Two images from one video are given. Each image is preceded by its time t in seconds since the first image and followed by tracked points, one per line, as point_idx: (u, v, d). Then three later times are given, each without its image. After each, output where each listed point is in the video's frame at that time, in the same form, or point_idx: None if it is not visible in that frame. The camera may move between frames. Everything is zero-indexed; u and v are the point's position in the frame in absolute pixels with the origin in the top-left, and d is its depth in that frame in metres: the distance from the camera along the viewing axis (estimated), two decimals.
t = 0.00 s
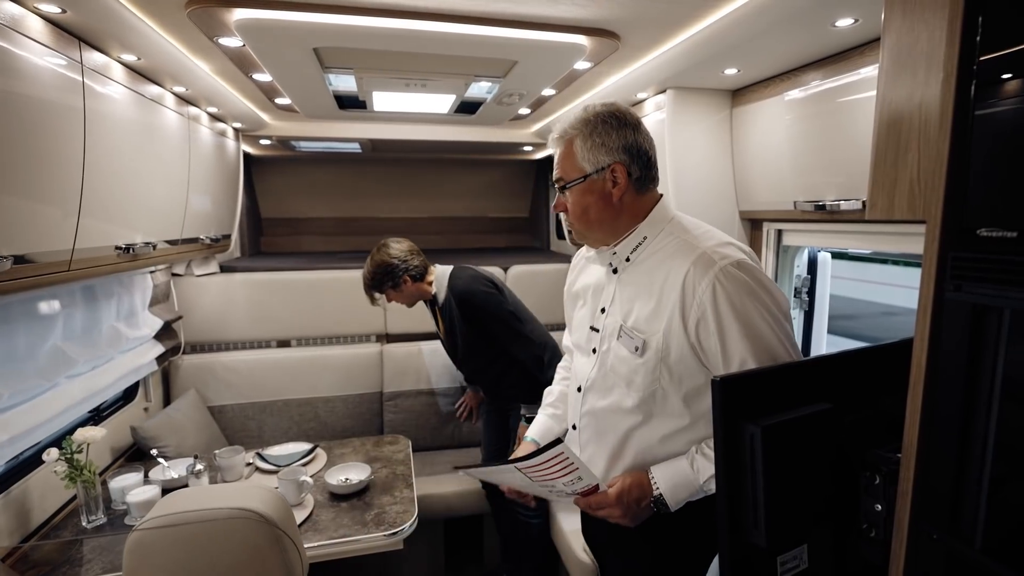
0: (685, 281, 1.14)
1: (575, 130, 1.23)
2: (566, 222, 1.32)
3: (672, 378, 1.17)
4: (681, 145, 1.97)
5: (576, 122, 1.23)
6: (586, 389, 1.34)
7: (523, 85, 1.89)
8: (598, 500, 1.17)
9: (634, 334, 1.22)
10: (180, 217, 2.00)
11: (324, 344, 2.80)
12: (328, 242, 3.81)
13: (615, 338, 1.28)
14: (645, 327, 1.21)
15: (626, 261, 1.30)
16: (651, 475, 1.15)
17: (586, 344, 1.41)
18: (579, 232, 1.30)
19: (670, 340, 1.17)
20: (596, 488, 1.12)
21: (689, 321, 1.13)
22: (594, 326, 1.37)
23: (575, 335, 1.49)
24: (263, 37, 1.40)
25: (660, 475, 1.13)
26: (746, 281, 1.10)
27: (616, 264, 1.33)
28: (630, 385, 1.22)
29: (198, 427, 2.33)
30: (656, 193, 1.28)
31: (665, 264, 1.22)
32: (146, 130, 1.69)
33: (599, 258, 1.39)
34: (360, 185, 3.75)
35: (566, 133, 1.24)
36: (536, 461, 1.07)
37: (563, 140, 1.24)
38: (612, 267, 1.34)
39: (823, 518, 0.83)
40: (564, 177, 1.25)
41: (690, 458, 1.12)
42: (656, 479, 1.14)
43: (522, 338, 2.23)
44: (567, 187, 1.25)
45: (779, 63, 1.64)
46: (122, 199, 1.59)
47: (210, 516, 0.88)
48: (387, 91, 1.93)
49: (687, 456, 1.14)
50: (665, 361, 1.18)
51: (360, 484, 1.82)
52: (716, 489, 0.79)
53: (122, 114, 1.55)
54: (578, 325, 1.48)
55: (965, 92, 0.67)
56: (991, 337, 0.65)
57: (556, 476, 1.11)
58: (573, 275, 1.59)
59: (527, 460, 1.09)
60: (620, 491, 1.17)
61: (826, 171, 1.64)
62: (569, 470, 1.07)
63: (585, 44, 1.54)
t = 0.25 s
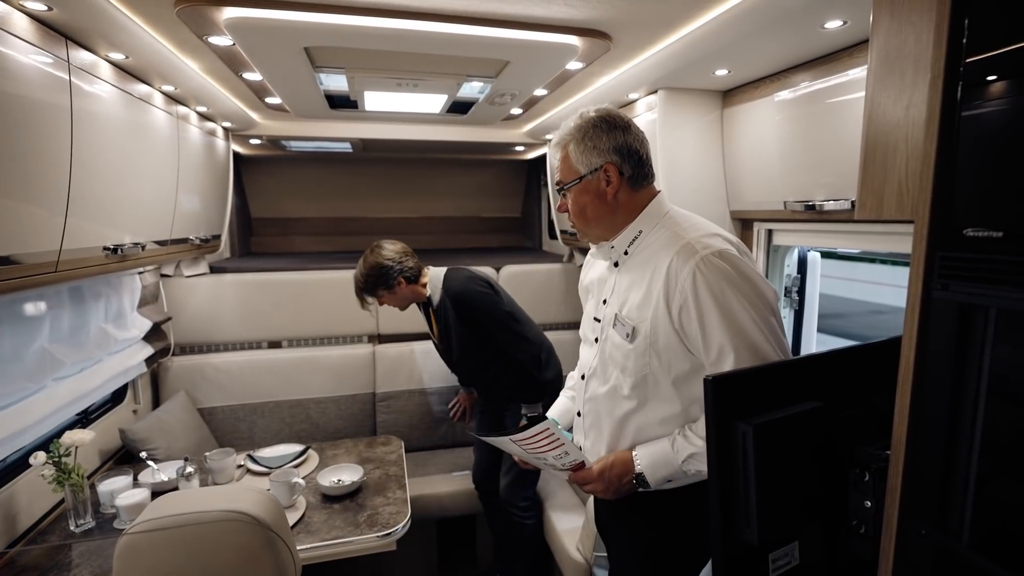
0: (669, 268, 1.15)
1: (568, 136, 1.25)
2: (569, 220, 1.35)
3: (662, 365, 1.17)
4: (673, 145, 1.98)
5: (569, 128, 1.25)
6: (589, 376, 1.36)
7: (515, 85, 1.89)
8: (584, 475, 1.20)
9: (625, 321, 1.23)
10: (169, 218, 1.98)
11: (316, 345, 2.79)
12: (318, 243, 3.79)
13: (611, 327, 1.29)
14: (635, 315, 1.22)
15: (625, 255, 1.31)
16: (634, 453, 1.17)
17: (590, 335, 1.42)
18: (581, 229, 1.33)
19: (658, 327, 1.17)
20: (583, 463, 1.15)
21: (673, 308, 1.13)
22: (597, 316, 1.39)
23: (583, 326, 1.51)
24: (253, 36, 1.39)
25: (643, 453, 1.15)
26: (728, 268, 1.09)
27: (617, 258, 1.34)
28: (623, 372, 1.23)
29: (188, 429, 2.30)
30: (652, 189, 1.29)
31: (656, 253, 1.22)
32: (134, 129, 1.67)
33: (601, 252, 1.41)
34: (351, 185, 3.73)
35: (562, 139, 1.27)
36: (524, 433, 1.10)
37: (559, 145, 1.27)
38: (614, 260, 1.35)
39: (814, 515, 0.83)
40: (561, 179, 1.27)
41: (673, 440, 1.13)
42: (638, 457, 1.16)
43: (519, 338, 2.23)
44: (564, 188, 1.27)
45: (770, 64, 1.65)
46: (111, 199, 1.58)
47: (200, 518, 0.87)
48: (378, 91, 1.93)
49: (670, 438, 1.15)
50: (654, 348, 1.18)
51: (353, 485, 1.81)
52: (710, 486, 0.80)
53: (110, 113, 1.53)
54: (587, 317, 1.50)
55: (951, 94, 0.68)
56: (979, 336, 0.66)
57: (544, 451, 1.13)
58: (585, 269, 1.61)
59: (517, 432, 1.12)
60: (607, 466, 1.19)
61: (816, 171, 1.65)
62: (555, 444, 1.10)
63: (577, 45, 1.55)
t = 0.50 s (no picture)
0: (656, 259, 1.16)
1: (567, 135, 1.28)
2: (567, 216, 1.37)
3: (650, 355, 1.18)
4: (665, 146, 1.99)
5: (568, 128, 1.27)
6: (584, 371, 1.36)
7: (508, 86, 1.90)
8: (573, 469, 1.22)
9: (614, 312, 1.23)
10: (159, 218, 1.97)
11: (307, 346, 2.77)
12: (309, 243, 3.77)
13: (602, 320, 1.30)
14: (625, 307, 1.22)
15: (619, 251, 1.32)
16: (622, 444, 1.18)
17: (585, 330, 1.43)
18: (578, 226, 1.35)
19: (646, 317, 1.18)
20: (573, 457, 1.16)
21: (659, 299, 1.14)
22: (592, 311, 1.40)
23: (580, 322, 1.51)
24: (246, 35, 1.38)
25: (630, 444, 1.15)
26: (712, 260, 1.10)
27: (611, 253, 1.35)
28: (613, 364, 1.24)
29: (177, 431, 2.28)
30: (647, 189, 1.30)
31: (646, 247, 1.23)
32: (123, 128, 1.65)
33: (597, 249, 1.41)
34: (342, 185, 3.71)
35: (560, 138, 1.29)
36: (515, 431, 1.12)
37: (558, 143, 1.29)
38: (609, 256, 1.36)
39: (808, 514, 0.84)
40: (559, 176, 1.30)
41: (659, 431, 1.13)
42: (625, 447, 1.16)
43: (522, 329, 2.22)
44: (562, 185, 1.30)
45: (761, 67, 1.67)
46: (100, 200, 1.56)
47: (194, 522, 0.86)
48: (371, 91, 1.92)
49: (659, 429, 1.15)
50: (642, 339, 1.18)
51: (346, 487, 1.81)
52: (705, 485, 0.81)
53: (99, 112, 1.52)
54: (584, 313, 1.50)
55: (942, 98, 0.69)
56: (969, 337, 0.67)
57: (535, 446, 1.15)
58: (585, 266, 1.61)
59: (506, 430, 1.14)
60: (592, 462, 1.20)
61: (806, 173, 1.67)
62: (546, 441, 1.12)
63: (571, 46, 1.55)
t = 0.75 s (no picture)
0: (665, 253, 1.16)
1: (574, 130, 1.27)
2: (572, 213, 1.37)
3: (657, 350, 1.18)
4: (662, 145, 1.99)
5: (575, 123, 1.27)
6: (587, 365, 1.36)
7: (505, 84, 1.89)
8: (579, 464, 1.21)
9: (621, 306, 1.23)
10: (150, 217, 1.94)
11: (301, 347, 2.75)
12: (301, 243, 3.73)
13: (607, 315, 1.30)
14: (632, 300, 1.23)
15: (624, 247, 1.32)
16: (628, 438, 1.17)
17: (587, 325, 1.43)
18: (584, 222, 1.35)
19: (654, 311, 1.18)
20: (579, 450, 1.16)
21: (668, 294, 1.14)
22: (595, 306, 1.39)
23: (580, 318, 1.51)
24: (242, 31, 1.36)
25: (636, 437, 1.16)
26: (722, 255, 1.10)
27: (616, 249, 1.35)
28: (618, 357, 1.24)
29: (169, 433, 2.25)
30: (652, 187, 1.31)
31: (654, 242, 1.23)
32: (115, 126, 1.63)
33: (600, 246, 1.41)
34: (334, 184, 3.69)
35: (567, 133, 1.29)
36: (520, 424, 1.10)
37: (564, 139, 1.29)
38: (613, 252, 1.36)
39: (812, 509, 0.85)
40: (566, 171, 1.29)
41: (667, 426, 1.13)
42: (631, 440, 1.16)
43: (531, 320, 2.20)
44: (568, 180, 1.29)
45: (757, 65, 1.68)
46: (91, 198, 1.53)
47: (193, 525, 0.85)
48: (367, 89, 1.91)
49: (664, 424, 1.15)
50: (650, 333, 1.19)
51: (342, 488, 1.79)
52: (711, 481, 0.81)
53: (89, 108, 1.49)
54: (585, 308, 1.50)
55: (947, 96, 0.69)
56: (975, 332, 0.68)
57: (543, 440, 1.13)
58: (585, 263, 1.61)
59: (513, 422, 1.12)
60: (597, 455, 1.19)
61: (802, 171, 1.68)
62: (555, 433, 1.10)
63: (569, 44, 1.55)
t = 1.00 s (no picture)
0: (678, 248, 1.17)
1: (589, 121, 1.28)
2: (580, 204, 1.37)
3: (666, 344, 1.19)
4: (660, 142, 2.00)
5: (591, 114, 1.27)
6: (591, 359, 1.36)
7: (503, 80, 1.89)
8: (586, 454, 1.22)
9: (630, 300, 1.24)
10: (144, 215, 1.91)
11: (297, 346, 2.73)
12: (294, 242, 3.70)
13: (614, 308, 1.30)
14: (642, 294, 1.23)
15: (632, 241, 1.33)
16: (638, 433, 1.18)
17: (591, 319, 1.43)
18: (592, 214, 1.35)
19: (664, 305, 1.19)
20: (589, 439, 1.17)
21: (680, 288, 1.15)
22: (600, 300, 1.40)
23: (583, 311, 1.51)
24: (239, 25, 1.35)
25: (644, 432, 1.15)
26: (734, 251, 1.12)
27: (623, 243, 1.36)
28: (626, 350, 1.24)
29: (163, 434, 2.22)
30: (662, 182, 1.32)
31: (664, 237, 1.24)
32: (109, 121, 1.61)
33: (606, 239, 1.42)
34: (328, 182, 3.66)
35: (582, 124, 1.29)
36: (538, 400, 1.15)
37: (579, 129, 1.29)
38: (620, 246, 1.37)
39: (819, 500, 0.85)
40: (579, 162, 1.30)
41: (677, 420, 1.14)
42: (641, 435, 1.16)
43: (548, 311, 2.17)
44: (582, 171, 1.30)
45: (755, 62, 1.69)
46: (85, 195, 1.51)
47: (196, 522, 0.83)
48: (364, 85, 1.89)
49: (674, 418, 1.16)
50: (660, 327, 1.20)
51: (341, 487, 1.78)
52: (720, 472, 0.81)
53: (83, 103, 1.47)
54: (588, 303, 1.51)
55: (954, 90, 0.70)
56: (981, 321, 0.68)
57: (556, 420, 1.18)
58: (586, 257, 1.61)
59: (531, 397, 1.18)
60: (603, 447, 1.20)
61: (800, 167, 1.70)
62: (567, 415, 1.16)
63: (568, 40, 1.55)
